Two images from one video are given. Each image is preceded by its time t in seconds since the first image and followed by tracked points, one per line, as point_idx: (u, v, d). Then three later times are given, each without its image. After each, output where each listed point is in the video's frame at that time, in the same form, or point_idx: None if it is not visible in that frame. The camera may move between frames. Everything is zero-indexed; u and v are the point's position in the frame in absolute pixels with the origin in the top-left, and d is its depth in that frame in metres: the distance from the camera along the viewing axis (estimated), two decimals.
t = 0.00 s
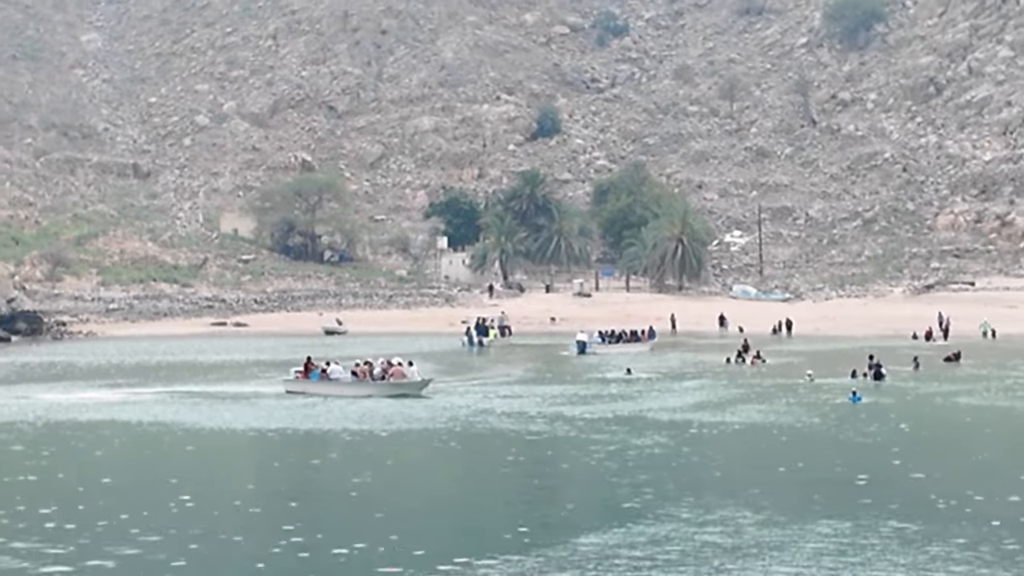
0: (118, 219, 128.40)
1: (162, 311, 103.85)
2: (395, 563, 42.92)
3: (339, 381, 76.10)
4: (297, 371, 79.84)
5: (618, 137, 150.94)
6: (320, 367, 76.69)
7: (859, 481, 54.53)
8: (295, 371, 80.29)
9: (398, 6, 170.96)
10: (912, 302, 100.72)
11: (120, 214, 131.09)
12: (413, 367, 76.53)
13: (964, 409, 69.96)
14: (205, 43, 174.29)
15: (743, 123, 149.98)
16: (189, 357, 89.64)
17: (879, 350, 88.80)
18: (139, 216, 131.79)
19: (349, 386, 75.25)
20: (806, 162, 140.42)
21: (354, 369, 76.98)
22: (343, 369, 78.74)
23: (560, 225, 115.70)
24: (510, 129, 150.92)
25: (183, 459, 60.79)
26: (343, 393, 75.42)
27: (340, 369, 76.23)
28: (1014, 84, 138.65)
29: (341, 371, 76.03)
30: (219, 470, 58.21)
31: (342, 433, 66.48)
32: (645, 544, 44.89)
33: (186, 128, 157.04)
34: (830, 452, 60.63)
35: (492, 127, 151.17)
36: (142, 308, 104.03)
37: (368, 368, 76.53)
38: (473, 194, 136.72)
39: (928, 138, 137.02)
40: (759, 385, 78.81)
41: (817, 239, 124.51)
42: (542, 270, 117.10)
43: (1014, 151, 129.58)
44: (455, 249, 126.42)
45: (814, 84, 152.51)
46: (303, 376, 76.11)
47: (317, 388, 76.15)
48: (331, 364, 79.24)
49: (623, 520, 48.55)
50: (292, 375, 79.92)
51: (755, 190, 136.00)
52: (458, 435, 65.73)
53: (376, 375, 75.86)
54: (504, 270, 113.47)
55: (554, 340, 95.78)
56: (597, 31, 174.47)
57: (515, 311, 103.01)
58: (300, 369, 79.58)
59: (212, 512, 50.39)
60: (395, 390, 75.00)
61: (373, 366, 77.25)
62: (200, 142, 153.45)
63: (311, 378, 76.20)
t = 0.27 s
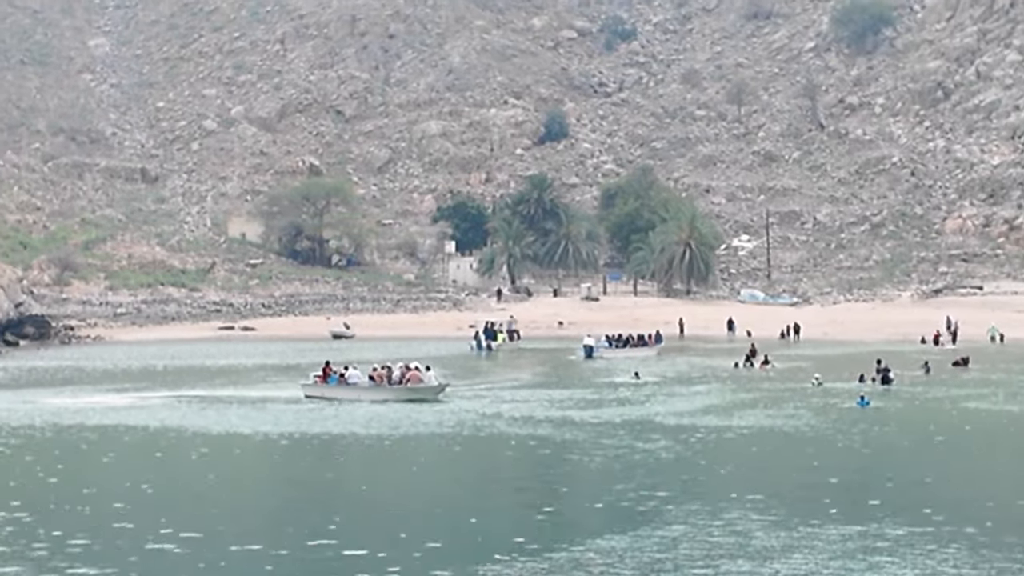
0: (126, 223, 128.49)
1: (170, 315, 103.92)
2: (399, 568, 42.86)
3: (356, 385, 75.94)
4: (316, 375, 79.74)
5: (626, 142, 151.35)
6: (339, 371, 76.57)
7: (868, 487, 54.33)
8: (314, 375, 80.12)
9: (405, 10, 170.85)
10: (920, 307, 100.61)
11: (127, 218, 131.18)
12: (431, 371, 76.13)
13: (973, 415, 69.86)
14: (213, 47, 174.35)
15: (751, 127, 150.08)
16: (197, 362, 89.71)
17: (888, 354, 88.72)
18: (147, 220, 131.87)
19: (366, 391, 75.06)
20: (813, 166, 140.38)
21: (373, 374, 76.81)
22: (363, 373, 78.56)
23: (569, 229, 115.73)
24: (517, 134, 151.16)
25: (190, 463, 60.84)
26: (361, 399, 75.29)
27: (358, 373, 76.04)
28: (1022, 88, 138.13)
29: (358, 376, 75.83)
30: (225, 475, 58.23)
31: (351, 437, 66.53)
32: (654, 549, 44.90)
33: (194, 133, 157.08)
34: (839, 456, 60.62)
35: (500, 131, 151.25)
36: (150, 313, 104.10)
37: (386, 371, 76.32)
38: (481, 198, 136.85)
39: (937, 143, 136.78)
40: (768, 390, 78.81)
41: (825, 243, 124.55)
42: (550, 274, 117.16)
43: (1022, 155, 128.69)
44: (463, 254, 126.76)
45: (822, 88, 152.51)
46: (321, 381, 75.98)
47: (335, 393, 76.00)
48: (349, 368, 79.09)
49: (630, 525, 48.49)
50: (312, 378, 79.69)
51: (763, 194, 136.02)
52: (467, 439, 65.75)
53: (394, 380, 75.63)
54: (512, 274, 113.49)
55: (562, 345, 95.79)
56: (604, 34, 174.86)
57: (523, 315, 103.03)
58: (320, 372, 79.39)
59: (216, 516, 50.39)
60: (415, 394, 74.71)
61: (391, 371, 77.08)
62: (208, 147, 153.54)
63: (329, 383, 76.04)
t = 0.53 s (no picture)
0: (129, 226, 128.55)
1: (173, 318, 103.94)
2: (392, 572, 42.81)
3: (371, 390, 75.68)
4: (328, 379, 79.59)
5: (629, 145, 151.79)
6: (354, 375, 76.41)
7: (868, 490, 54.25)
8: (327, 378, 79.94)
9: (408, 14, 170.81)
10: (923, 310, 100.54)
11: (130, 222, 131.23)
12: (445, 374, 75.59)
13: (976, 417, 69.74)
14: (215, 50, 174.45)
15: (754, 130, 150.17)
16: (199, 365, 89.67)
17: (890, 357, 88.64)
18: (150, 224, 131.89)
19: (378, 395, 74.88)
20: (816, 169, 140.30)
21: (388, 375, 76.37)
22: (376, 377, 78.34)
23: (571, 232, 115.75)
24: (520, 137, 151.29)
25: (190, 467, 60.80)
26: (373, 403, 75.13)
27: (371, 377, 75.81)
28: None
29: (371, 379, 75.65)
30: (226, 478, 58.18)
31: (353, 440, 66.50)
32: (658, 552, 44.88)
33: (197, 136, 157.11)
34: (841, 459, 60.53)
35: (502, 134, 151.30)
36: (153, 316, 104.14)
37: (401, 374, 75.93)
38: (484, 201, 136.84)
39: (939, 146, 136.58)
40: (770, 393, 78.76)
41: (828, 246, 124.57)
42: (553, 277, 117.25)
43: None
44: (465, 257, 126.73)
45: (825, 91, 152.58)
46: (335, 385, 75.94)
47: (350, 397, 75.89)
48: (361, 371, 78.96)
49: (633, 528, 48.46)
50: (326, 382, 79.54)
51: (765, 197, 136.01)
52: (468, 442, 65.71)
53: (407, 383, 75.19)
54: (514, 277, 113.45)
55: (565, 348, 95.74)
56: (608, 37, 174.91)
57: (526, 319, 103.01)
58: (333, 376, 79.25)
59: (215, 520, 50.29)
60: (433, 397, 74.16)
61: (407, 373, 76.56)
62: (211, 150, 153.52)
63: (343, 387, 75.97)
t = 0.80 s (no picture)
0: (129, 232, 128.54)
1: (173, 324, 103.93)
2: None
3: (382, 396, 75.61)
4: (340, 385, 79.42)
5: (629, 150, 152.05)
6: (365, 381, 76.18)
7: (868, 497, 54.10)
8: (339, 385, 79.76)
9: (408, 20, 170.82)
10: (924, 316, 100.46)
11: (131, 227, 131.23)
12: (455, 382, 75.58)
13: (976, 424, 69.61)
14: (216, 56, 174.59)
15: (754, 136, 150.26)
16: (199, 371, 89.62)
17: (891, 363, 88.55)
18: (150, 229, 131.87)
19: (389, 401, 74.77)
20: (817, 175, 140.25)
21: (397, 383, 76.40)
22: (386, 382, 78.10)
23: (572, 238, 115.88)
24: (521, 142, 151.33)
25: (190, 473, 60.72)
26: (385, 409, 75.01)
27: (382, 383, 75.71)
28: None
29: (383, 386, 75.55)
30: (225, 484, 58.09)
31: (354, 446, 66.46)
32: (657, 558, 44.82)
33: (197, 141, 157.14)
34: (842, 466, 60.44)
35: (503, 140, 151.35)
36: (153, 321, 104.15)
37: (411, 383, 75.85)
38: (484, 207, 136.84)
39: (940, 151, 136.39)
40: (771, 399, 78.69)
41: (828, 252, 124.58)
42: (553, 282, 117.31)
43: None
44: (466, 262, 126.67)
45: (825, 96, 152.63)
46: (347, 391, 75.71)
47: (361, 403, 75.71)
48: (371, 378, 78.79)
49: (633, 534, 48.43)
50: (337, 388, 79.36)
51: (766, 203, 136.00)
52: (468, 448, 65.68)
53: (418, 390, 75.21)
54: (515, 283, 113.49)
55: (565, 354, 95.69)
56: (608, 43, 175.24)
57: (527, 324, 102.97)
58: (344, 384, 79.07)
59: (213, 526, 50.20)
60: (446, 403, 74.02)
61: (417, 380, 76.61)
62: (211, 156, 153.49)
63: (355, 393, 75.77)
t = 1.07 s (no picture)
0: (129, 242, 128.56)
1: (173, 334, 103.94)
2: None
3: (391, 406, 75.03)
4: (350, 396, 79.25)
5: (629, 160, 152.29)
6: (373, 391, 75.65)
7: (867, 506, 54.00)
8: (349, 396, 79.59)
9: (408, 29, 170.84)
10: (923, 325, 100.44)
11: (130, 237, 131.24)
12: (465, 392, 75.44)
13: (976, 433, 69.56)
14: (215, 66, 174.72)
15: (753, 146, 150.44)
16: (200, 380, 89.55)
17: (891, 373, 88.51)
18: (149, 239, 131.91)
19: (400, 410, 74.27)
20: (816, 185, 140.31)
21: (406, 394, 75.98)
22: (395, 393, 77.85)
23: (571, 247, 116.01)
24: (520, 152, 151.47)
25: (189, 482, 60.68)
26: (395, 418, 74.48)
27: (392, 392, 75.31)
28: None
29: (392, 395, 75.10)
30: (224, 494, 58.04)
31: (353, 456, 66.41)
32: (656, 568, 44.78)
33: (197, 151, 157.19)
34: (841, 476, 60.32)
35: (502, 149, 151.44)
36: (153, 331, 104.18)
37: (420, 392, 75.88)
38: (484, 216, 136.89)
39: (939, 161, 136.31)
40: (770, 408, 78.71)
41: (828, 261, 124.67)
42: (552, 292, 117.35)
43: None
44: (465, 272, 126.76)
45: (824, 106, 152.84)
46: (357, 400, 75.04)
47: (371, 413, 75.13)
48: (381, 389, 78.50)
49: (631, 544, 48.38)
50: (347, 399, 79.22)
51: (765, 213, 136.12)
52: (467, 458, 65.63)
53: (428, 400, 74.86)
54: (514, 292, 113.47)
55: (564, 363, 95.69)
56: (607, 53, 175.81)
57: (526, 334, 102.98)
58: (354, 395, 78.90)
59: (211, 536, 50.12)
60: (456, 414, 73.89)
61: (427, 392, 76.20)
62: (211, 165, 153.54)
63: (365, 402, 75.13)
